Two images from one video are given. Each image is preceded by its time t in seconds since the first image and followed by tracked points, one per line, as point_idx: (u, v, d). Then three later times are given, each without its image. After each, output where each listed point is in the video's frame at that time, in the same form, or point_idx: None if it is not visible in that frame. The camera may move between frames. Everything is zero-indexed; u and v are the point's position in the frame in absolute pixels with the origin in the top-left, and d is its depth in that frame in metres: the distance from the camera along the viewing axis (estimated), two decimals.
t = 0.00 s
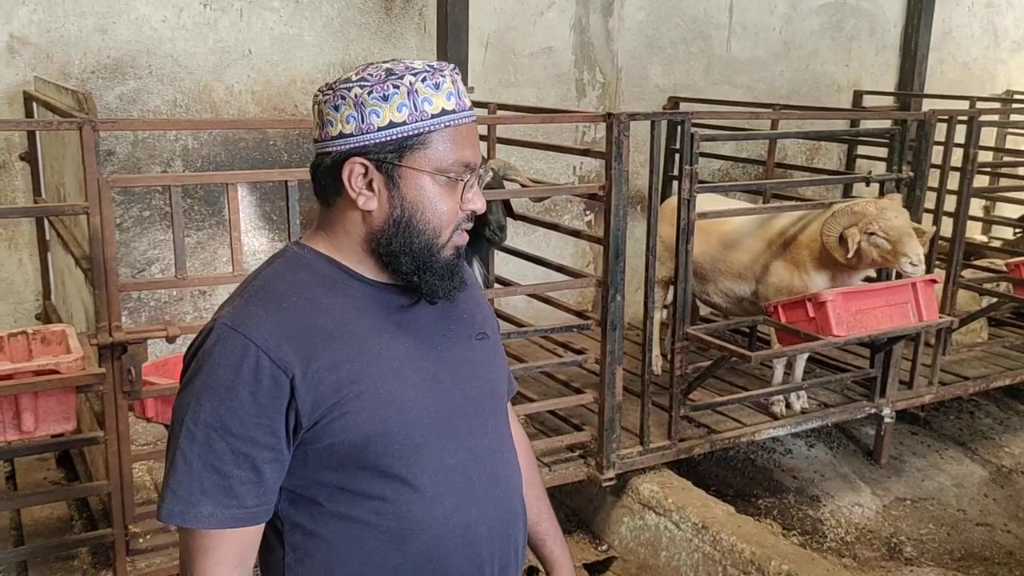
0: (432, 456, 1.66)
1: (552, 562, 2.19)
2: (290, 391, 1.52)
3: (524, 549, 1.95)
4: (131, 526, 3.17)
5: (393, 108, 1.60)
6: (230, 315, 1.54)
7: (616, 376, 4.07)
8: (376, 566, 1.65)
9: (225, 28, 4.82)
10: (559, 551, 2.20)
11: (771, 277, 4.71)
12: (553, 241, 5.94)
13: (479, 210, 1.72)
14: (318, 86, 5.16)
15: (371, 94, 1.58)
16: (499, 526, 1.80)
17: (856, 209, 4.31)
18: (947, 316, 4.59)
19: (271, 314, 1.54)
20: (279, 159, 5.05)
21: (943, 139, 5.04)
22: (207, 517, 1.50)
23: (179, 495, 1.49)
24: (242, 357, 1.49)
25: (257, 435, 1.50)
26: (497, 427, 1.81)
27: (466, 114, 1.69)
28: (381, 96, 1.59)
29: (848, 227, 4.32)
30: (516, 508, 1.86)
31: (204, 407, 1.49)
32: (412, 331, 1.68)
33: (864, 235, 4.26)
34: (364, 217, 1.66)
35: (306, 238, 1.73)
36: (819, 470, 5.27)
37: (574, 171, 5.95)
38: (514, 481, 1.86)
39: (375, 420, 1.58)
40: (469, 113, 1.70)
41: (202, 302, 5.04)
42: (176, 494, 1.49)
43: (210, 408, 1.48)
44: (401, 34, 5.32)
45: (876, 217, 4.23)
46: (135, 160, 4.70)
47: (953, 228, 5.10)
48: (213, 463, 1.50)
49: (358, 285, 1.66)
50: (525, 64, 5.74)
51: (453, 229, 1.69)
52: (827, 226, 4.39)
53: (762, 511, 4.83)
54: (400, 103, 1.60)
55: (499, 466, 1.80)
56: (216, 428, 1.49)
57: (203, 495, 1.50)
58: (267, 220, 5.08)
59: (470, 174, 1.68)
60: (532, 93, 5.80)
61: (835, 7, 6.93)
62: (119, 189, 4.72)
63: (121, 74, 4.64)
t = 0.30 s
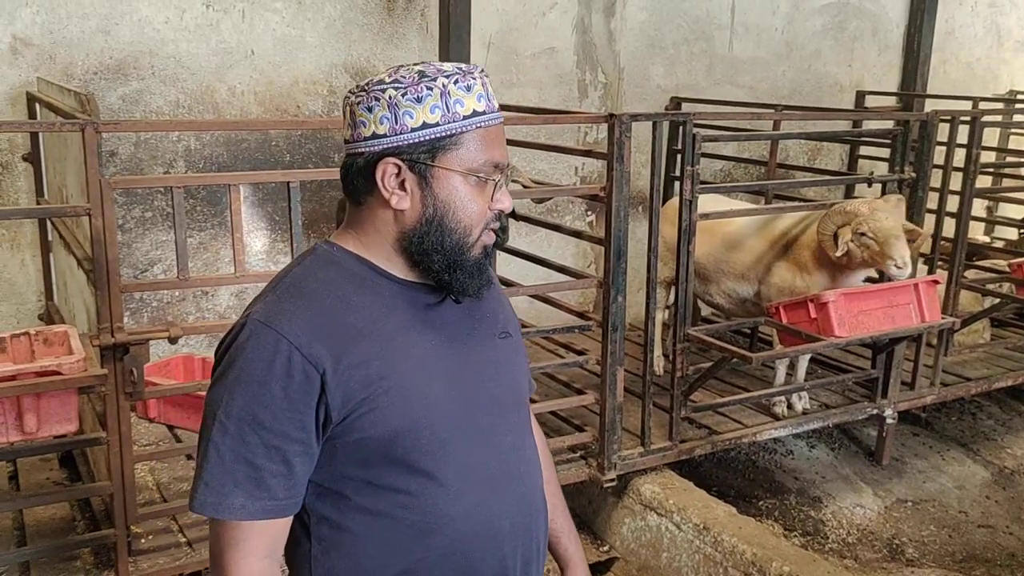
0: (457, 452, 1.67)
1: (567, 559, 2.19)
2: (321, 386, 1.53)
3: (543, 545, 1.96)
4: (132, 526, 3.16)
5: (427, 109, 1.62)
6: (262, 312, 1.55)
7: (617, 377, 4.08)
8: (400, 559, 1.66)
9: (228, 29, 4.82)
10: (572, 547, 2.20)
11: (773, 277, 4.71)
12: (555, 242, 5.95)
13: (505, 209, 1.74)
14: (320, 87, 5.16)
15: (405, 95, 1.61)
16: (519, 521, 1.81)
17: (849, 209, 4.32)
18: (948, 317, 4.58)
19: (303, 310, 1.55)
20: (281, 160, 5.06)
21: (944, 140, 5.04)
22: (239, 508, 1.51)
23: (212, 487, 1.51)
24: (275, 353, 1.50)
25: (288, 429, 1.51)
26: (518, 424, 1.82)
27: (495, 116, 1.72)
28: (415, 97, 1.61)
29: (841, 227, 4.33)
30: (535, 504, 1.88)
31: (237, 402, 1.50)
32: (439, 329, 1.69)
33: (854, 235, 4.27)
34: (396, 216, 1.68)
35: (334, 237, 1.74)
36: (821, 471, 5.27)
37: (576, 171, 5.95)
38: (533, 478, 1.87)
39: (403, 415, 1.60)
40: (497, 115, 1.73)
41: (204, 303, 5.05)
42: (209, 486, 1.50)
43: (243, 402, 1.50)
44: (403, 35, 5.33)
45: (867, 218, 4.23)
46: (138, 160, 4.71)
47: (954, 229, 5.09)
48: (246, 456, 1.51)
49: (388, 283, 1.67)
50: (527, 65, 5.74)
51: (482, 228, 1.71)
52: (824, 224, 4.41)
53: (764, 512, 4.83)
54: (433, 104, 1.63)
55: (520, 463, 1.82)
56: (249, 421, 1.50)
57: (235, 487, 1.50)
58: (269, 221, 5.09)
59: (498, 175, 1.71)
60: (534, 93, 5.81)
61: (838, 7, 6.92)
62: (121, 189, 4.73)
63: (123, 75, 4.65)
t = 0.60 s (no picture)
0: (483, 439, 1.67)
1: (589, 555, 2.19)
2: (353, 368, 1.53)
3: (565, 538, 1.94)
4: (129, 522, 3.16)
5: (464, 104, 1.63)
6: (298, 296, 1.55)
7: (615, 376, 4.07)
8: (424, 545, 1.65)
9: (227, 27, 4.82)
10: (594, 543, 2.20)
11: (771, 277, 4.71)
12: (554, 241, 5.95)
13: (538, 203, 1.73)
14: (319, 85, 5.16)
15: (444, 90, 1.61)
16: (541, 512, 1.80)
17: (842, 208, 4.33)
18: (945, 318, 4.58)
19: (337, 294, 1.55)
20: (280, 158, 5.05)
21: (944, 141, 5.03)
22: (271, 485, 1.51)
23: (245, 464, 1.51)
24: (309, 334, 1.50)
25: (320, 410, 1.51)
26: (542, 416, 1.82)
27: (530, 112, 1.72)
28: (454, 92, 1.62)
29: (835, 226, 4.33)
30: (558, 496, 1.87)
31: (272, 382, 1.50)
32: (468, 318, 1.69)
33: (848, 234, 4.28)
34: (432, 208, 1.67)
35: (370, 227, 1.74)
36: (819, 470, 5.27)
37: (575, 170, 5.95)
38: (556, 471, 1.86)
39: (431, 401, 1.59)
40: (533, 112, 1.73)
41: (202, 300, 5.05)
42: (242, 463, 1.51)
43: (277, 382, 1.50)
44: (403, 33, 5.32)
45: (861, 217, 4.23)
46: (136, 157, 4.71)
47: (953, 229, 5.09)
48: (279, 435, 1.51)
49: (421, 273, 1.67)
50: (527, 63, 5.73)
51: (516, 221, 1.70)
52: (818, 224, 4.41)
53: (761, 512, 4.82)
54: (471, 99, 1.63)
55: (543, 454, 1.81)
56: (283, 401, 1.50)
57: (268, 465, 1.51)
58: (267, 219, 5.09)
59: (532, 169, 1.70)
60: (534, 92, 5.80)
61: (838, 7, 6.92)
62: (120, 186, 4.72)
63: (122, 72, 4.64)
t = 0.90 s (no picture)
0: (508, 433, 1.65)
1: (641, 546, 2.12)
2: (382, 356, 1.53)
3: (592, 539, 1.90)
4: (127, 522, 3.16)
5: (498, 104, 1.61)
6: (333, 284, 1.56)
7: (614, 376, 4.07)
8: (448, 535, 1.63)
9: (226, 27, 4.82)
10: (641, 532, 2.14)
11: (769, 278, 4.70)
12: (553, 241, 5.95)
13: (570, 204, 1.71)
14: (318, 85, 5.16)
15: (478, 90, 1.60)
16: (566, 510, 1.76)
17: (839, 209, 4.33)
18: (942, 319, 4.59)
19: (370, 284, 1.56)
20: (279, 158, 5.05)
21: (943, 142, 5.03)
22: (300, 465, 1.51)
23: (276, 443, 1.52)
24: (341, 320, 1.51)
25: (349, 395, 1.51)
26: (571, 415, 1.79)
27: (564, 114, 1.69)
28: (487, 92, 1.60)
29: (832, 227, 4.33)
30: (585, 496, 1.83)
31: (305, 365, 1.51)
32: (497, 313, 1.67)
33: (844, 235, 4.28)
34: (465, 205, 1.67)
35: (406, 222, 1.75)
36: (817, 471, 5.28)
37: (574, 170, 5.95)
38: (584, 471, 1.83)
39: (457, 392, 1.58)
40: (567, 113, 1.70)
41: (201, 300, 5.05)
42: (273, 442, 1.52)
43: (310, 366, 1.51)
44: (402, 33, 5.33)
45: (857, 218, 4.23)
46: (135, 156, 4.71)
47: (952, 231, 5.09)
48: (309, 418, 1.52)
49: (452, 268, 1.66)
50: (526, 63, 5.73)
51: (547, 220, 1.69)
52: (815, 225, 4.42)
53: (759, 513, 4.83)
54: (504, 99, 1.61)
55: (570, 452, 1.78)
56: (314, 385, 1.51)
57: (298, 444, 1.51)
58: (266, 219, 5.09)
59: (564, 169, 1.68)
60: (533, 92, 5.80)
61: (837, 8, 6.92)
62: (119, 186, 4.72)
63: (121, 72, 4.64)
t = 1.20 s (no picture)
0: (525, 432, 1.64)
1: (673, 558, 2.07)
2: (403, 352, 1.56)
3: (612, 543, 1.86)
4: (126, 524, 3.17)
5: (511, 108, 1.62)
6: (364, 281, 1.61)
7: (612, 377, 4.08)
8: (464, 528, 1.63)
9: (225, 29, 4.83)
10: (673, 544, 2.08)
11: (766, 280, 4.71)
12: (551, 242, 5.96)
13: (590, 206, 1.66)
14: (317, 86, 5.17)
15: (492, 95, 1.62)
16: (583, 511, 1.73)
17: (835, 210, 4.35)
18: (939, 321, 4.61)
19: (397, 282, 1.59)
20: (278, 159, 5.06)
21: (941, 144, 5.04)
22: (323, 452, 1.56)
23: (301, 430, 1.57)
24: (366, 316, 1.56)
25: (371, 387, 1.55)
26: (595, 418, 1.77)
27: (582, 116, 1.66)
28: (501, 96, 1.62)
29: (828, 229, 4.35)
30: (607, 498, 1.80)
31: (332, 358, 1.57)
32: (520, 314, 1.67)
33: (840, 237, 4.29)
34: (485, 207, 1.67)
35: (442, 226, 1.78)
36: (815, 472, 5.29)
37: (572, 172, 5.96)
38: (607, 474, 1.80)
39: (475, 390, 1.59)
40: (586, 115, 1.67)
41: (200, 301, 5.06)
42: (299, 429, 1.57)
43: (336, 359, 1.56)
44: (400, 35, 5.34)
45: (853, 219, 4.25)
46: (134, 159, 4.71)
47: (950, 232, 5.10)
48: (334, 407, 1.56)
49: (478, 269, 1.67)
50: (525, 65, 5.74)
51: (563, 221, 1.65)
52: (811, 227, 4.43)
53: (757, 514, 4.84)
54: (517, 103, 1.61)
55: (591, 453, 1.75)
56: (340, 378, 1.56)
57: (322, 432, 1.56)
58: (265, 220, 5.10)
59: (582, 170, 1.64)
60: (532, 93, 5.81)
61: (836, 10, 6.93)
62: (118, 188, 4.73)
63: (120, 74, 4.64)
